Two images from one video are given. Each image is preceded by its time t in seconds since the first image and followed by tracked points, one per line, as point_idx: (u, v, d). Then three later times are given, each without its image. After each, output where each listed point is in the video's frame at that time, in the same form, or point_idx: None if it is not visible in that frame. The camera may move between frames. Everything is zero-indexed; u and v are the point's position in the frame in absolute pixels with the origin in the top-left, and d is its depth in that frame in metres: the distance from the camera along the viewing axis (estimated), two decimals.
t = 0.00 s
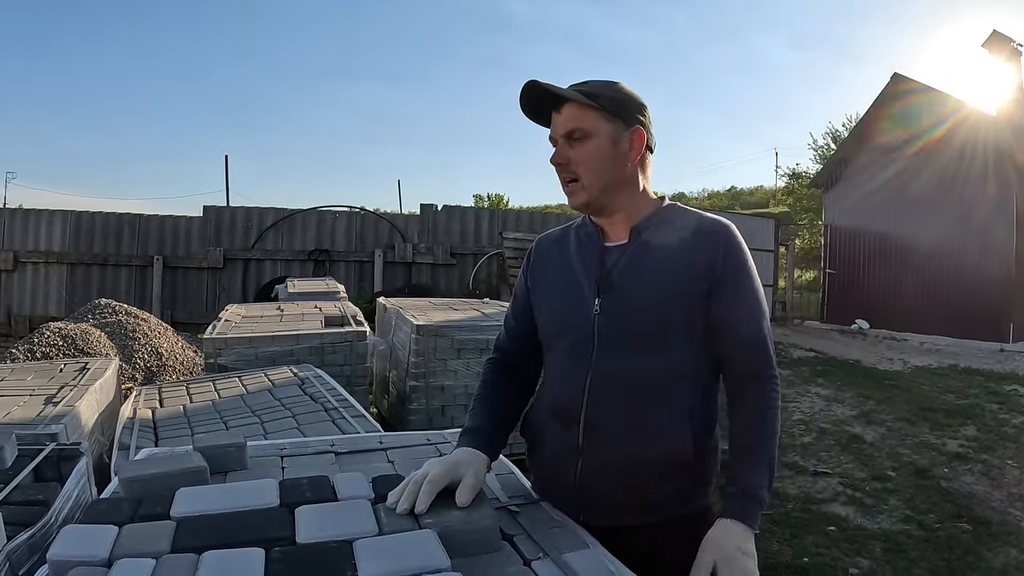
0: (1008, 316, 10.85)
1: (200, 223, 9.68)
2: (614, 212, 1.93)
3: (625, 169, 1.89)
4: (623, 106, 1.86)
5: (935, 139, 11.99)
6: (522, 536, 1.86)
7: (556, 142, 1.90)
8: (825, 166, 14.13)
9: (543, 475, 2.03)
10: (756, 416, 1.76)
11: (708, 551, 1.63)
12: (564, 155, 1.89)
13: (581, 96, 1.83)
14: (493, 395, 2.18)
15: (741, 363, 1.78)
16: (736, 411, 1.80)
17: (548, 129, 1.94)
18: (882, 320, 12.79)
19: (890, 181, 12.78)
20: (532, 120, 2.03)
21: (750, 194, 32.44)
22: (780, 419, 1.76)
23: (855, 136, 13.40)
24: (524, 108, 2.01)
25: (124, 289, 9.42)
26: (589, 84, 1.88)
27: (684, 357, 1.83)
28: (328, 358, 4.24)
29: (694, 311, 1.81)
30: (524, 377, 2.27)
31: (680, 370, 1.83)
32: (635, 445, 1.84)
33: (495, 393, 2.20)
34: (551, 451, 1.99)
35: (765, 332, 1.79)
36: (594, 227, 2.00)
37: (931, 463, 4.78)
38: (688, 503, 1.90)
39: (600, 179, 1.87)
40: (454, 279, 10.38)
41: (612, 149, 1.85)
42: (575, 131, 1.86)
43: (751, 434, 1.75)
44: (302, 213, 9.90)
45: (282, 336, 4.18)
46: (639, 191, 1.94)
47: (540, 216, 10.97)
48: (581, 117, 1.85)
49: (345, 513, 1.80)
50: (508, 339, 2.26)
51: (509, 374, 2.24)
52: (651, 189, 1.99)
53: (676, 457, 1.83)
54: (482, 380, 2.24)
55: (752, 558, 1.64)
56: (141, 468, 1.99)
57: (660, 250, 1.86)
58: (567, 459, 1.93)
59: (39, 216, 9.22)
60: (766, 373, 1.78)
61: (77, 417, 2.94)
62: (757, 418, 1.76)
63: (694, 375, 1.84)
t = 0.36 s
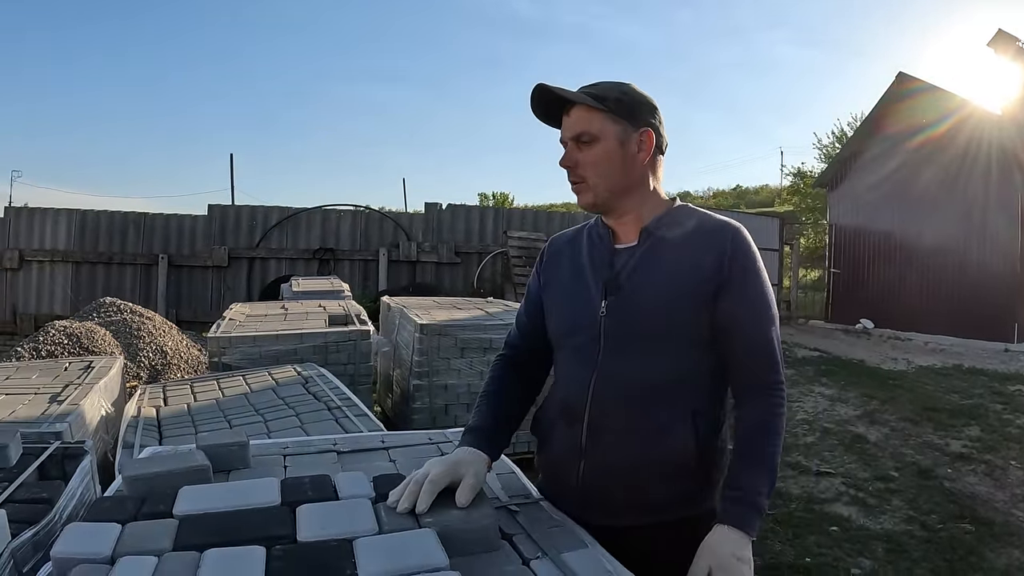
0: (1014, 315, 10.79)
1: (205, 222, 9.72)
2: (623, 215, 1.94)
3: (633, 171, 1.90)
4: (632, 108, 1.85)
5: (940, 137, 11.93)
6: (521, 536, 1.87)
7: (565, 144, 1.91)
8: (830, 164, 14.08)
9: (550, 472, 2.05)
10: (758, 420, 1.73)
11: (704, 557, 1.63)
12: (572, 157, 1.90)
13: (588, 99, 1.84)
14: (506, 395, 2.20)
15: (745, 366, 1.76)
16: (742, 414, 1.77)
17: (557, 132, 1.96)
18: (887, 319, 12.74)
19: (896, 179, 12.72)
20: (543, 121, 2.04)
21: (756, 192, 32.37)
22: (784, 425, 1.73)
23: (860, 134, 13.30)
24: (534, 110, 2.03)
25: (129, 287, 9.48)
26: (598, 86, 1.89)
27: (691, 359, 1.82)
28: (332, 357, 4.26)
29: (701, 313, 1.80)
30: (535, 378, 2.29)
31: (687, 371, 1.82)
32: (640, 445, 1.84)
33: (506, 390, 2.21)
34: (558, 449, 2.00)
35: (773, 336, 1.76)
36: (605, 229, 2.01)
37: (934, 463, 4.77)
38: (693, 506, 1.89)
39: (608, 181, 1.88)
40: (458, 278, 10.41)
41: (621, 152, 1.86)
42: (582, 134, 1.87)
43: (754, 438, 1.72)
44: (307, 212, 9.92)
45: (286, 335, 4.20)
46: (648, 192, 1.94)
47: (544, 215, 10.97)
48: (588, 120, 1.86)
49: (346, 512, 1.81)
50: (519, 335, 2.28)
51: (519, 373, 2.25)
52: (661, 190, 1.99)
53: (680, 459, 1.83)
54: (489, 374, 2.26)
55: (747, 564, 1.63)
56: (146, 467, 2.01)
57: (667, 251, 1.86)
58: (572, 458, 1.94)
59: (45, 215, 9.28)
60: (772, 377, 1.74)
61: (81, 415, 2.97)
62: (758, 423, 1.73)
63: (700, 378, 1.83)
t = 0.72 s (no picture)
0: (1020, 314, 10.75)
1: (210, 220, 9.74)
2: (630, 210, 1.93)
3: (641, 165, 1.89)
4: (641, 101, 1.85)
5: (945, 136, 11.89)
6: (524, 531, 1.87)
7: (573, 136, 1.89)
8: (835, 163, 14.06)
9: (562, 471, 2.05)
10: (769, 412, 1.74)
11: (722, 549, 1.63)
12: (580, 150, 1.88)
13: (599, 90, 1.82)
14: (512, 396, 2.20)
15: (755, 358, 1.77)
16: (754, 406, 1.77)
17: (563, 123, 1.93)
18: (892, 319, 12.71)
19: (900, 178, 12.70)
20: (547, 112, 2.01)
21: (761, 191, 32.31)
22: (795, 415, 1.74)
23: (865, 135, 13.29)
24: (539, 100, 2.00)
25: (134, 285, 9.52)
26: (607, 78, 1.87)
27: (699, 354, 1.83)
28: (336, 354, 4.26)
29: (709, 308, 1.81)
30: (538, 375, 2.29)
31: (696, 367, 1.83)
32: (653, 443, 1.84)
33: (510, 388, 2.20)
34: (569, 449, 2.00)
35: (781, 327, 1.77)
36: (610, 225, 2.00)
37: (939, 462, 4.76)
38: (707, 499, 1.90)
39: (617, 175, 1.87)
40: (463, 276, 10.43)
41: (632, 146, 1.85)
42: (592, 126, 1.85)
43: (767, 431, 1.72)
44: (312, 210, 9.93)
45: (291, 332, 4.21)
46: (654, 188, 1.94)
47: (549, 213, 10.97)
48: (598, 112, 1.84)
49: (349, 506, 1.82)
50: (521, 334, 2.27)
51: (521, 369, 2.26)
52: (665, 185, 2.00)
53: (694, 454, 1.83)
54: (492, 373, 2.25)
55: (766, 555, 1.62)
56: (150, 462, 2.02)
57: (674, 246, 1.86)
58: (585, 457, 1.94)
59: (51, 212, 9.32)
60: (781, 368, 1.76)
61: (86, 411, 2.98)
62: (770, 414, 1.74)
63: (709, 372, 1.84)
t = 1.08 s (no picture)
0: None
1: (215, 218, 9.77)
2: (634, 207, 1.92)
3: (638, 161, 1.87)
4: (632, 96, 1.82)
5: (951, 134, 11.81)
6: (526, 529, 1.88)
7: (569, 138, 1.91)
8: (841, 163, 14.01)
9: (579, 471, 2.05)
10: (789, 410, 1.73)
11: (752, 550, 1.66)
12: (575, 150, 1.89)
13: (586, 91, 1.83)
14: (525, 395, 2.21)
15: (774, 357, 1.76)
16: (773, 404, 1.77)
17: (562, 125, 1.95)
18: (898, 318, 12.67)
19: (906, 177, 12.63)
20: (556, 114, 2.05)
21: (768, 190, 32.23)
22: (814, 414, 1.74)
23: (870, 134, 13.22)
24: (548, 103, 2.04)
25: (140, 283, 9.57)
26: (601, 76, 1.87)
27: (716, 353, 1.83)
28: (341, 352, 4.28)
29: (725, 308, 1.80)
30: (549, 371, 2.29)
31: (714, 367, 1.83)
32: (673, 445, 1.84)
33: (520, 383, 2.21)
34: (587, 450, 2.00)
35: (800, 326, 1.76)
36: (623, 222, 2.00)
37: (944, 462, 4.74)
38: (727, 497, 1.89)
39: (611, 173, 1.87)
40: (468, 274, 10.45)
41: (620, 143, 1.83)
42: (583, 126, 1.86)
43: (789, 429, 1.72)
44: (317, 208, 9.95)
45: (296, 330, 4.23)
46: (659, 183, 1.91)
47: (555, 211, 10.97)
48: (589, 111, 1.85)
49: (352, 503, 1.82)
50: (532, 331, 2.27)
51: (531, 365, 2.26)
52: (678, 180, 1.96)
53: (714, 454, 1.83)
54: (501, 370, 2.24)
55: (796, 555, 1.65)
56: (153, 459, 2.04)
57: (690, 244, 1.85)
58: (604, 459, 1.94)
59: (58, 211, 9.36)
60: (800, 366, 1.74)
61: (90, 408, 2.99)
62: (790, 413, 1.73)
63: (726, 370, 1.84)
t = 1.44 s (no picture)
0: None
1: (220, 218, 9.79)
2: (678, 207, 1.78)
3: (673, 157, 1.71)
4: (662, 88, 1.69)
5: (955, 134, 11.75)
6: (530, 529, 1.88)
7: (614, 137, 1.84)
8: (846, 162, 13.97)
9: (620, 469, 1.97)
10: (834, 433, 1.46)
11: None
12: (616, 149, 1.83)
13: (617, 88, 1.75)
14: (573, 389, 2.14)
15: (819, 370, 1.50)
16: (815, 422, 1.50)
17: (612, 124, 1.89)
18: (903, 318, 12.65)
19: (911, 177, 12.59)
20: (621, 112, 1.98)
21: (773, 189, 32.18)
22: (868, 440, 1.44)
23: (875, 133, 13.17)
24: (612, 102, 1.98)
25: (144, 282, 9.59)
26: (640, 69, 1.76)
27: (761, 361, 1.62)
28: (345, 352, 4.28)
29: (767, 313, 1.58)
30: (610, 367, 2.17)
31: (756, 374, 1.64)
32: (706, 457, 1.69)
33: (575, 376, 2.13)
34: (629, 450, 1.92)
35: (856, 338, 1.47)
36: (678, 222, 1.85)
37: (949, 463, 4.73)
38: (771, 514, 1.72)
39: (647, 171, 1.76)
40: (473, 274, 10.46)
41: (648, 139, 1.71)
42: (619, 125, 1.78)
43: (825, 454, 1.45)
44: (322, 208, 9.97)
45: (300, 330, 4.23)
46: (706, 180, 1.73)
47: (559, 212, 10.97)
48: (623, 109, 1.76)
49: (355, 503, 1.83)
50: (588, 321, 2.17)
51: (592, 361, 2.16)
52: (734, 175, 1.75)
53: (750, 467, 1.66)
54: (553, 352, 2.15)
55: None
56: (157, 458, 2.04)
57: (736, 241, 1.63)
58: (638, 461, 1.86)
59: (62, 211, 9.39)
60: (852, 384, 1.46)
61: (94, 408, 3.00)
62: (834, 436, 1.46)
63: (771, 381, 1.63)
